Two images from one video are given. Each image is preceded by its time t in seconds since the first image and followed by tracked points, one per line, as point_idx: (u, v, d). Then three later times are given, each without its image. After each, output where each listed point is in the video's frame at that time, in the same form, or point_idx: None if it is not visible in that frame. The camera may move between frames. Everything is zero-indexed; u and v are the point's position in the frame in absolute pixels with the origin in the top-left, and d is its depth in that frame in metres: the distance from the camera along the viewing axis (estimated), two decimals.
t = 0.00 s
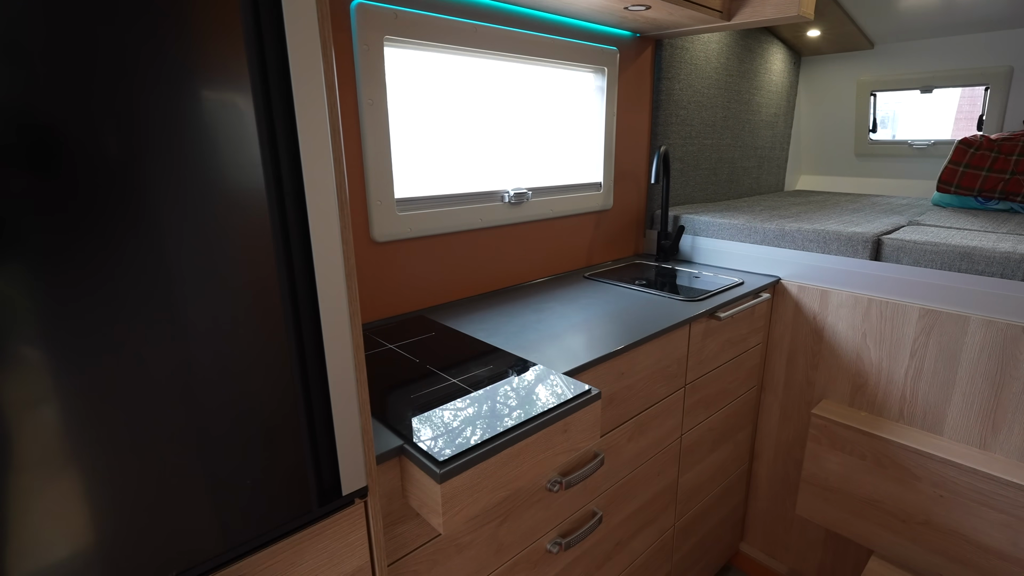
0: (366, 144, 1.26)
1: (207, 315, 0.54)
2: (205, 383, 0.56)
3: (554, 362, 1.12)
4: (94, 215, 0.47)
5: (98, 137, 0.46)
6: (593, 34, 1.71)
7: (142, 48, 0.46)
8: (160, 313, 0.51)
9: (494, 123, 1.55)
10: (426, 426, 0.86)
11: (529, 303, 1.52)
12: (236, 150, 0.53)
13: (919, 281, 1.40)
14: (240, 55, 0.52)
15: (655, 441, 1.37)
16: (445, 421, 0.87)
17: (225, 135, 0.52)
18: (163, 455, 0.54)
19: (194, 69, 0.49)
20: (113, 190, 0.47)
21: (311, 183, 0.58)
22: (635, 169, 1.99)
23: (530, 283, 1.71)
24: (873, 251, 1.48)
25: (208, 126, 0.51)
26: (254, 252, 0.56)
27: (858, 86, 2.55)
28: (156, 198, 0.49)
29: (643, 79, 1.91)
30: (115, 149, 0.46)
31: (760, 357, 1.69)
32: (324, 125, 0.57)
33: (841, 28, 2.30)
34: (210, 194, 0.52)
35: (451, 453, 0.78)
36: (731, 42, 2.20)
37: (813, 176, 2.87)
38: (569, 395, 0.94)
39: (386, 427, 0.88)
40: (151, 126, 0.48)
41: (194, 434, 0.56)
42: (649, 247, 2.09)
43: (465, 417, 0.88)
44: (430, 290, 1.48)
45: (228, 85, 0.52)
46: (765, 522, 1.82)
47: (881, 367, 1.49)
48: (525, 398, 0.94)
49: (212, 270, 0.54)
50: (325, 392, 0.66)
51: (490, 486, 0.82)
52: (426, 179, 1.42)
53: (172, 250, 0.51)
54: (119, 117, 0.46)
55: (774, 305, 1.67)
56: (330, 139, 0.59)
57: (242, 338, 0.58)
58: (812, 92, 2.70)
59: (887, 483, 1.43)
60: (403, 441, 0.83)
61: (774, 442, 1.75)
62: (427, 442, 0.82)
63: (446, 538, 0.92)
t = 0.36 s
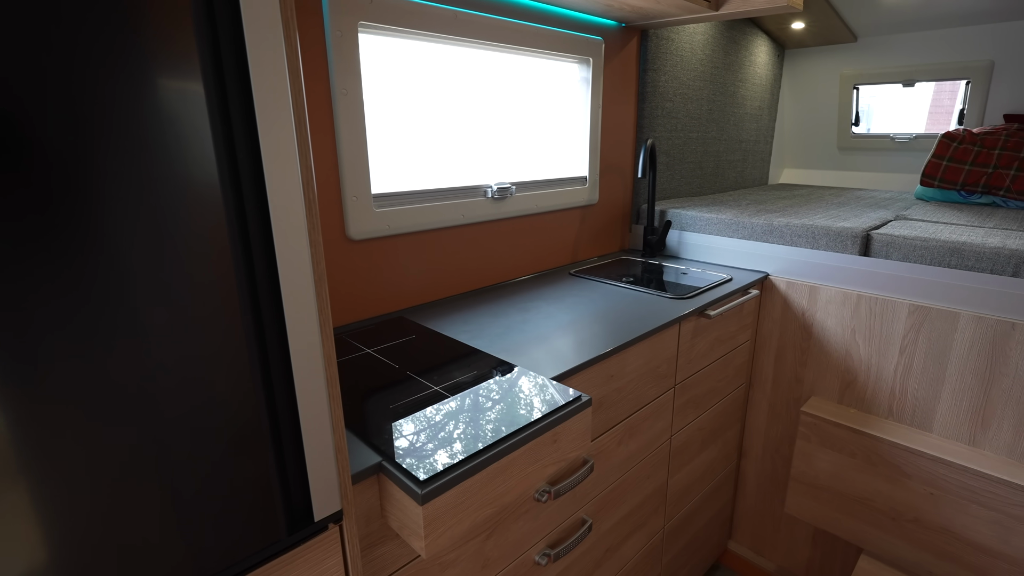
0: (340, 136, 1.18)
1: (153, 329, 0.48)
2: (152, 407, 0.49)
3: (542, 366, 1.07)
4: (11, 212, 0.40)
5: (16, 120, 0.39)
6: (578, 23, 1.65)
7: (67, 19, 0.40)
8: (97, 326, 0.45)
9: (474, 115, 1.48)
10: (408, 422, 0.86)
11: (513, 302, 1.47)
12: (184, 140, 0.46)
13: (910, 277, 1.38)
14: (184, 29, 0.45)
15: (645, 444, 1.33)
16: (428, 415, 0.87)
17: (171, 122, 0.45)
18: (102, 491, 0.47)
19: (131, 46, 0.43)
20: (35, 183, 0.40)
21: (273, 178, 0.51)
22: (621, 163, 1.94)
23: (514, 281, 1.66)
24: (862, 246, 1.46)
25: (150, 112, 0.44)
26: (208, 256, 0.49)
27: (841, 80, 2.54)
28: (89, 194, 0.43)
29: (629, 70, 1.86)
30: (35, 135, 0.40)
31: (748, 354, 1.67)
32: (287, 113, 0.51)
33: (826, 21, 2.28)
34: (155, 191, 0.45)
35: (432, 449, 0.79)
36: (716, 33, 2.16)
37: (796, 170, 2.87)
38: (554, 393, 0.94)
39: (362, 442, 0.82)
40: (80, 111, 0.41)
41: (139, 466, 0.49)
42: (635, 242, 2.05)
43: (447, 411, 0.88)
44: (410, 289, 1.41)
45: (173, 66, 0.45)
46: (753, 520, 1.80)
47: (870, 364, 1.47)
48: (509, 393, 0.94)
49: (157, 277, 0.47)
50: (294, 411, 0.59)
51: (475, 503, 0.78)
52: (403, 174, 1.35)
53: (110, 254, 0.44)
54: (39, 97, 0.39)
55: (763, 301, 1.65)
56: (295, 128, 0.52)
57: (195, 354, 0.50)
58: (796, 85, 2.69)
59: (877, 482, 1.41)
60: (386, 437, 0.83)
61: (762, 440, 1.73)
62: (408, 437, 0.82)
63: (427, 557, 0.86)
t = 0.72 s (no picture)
0: (314, 127, 1.12)
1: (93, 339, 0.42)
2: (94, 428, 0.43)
3: (530, 367, 1.02)
4: None
5: None
6: (565, 11, 1.60)
7: None
8: (20, 334, 0.39)
9: (458, 106, 1.43)
10: (394, 417, 0.85)
11: (499, 299, 1.42)
12: (125, 124, 0.41)
13: (901, 272, 1.36)
14: None
15: (635, 444, 1.30)
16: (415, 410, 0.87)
17: (110, 106, 0.40)
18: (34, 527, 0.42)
19: (57, 12, 0.37)
20: None
21: (230, 167, 0.46)
22: (609, 156, 1.90)
23: (500, 278, 1.61)
24: (853, 240, 1.44)
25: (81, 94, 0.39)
26: (156, 257, 0.44)
27: (828, 72, 2.53)
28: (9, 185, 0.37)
29: (617, 60, 1.82)
30: None
31: (738, 351, 1.65)
32: (246, 95, 0.45)
33: (813, 13, 2.25)
34: (90, 183, 0.40)
35: (419, 444, 0.78)
36: (705, 23, 2.13)
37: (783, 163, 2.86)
38: (540, 389, 0.93)
39: (338, 453, 0.77)
40: None
41: (79, 495, 0.43)
42: (623, 237, 2.02)
43: (434, 405, 0.87)
44: (392, 287, 1.35)
45: (110, 41, 0.39)
46: (742, 517, 1.79)
47: (860, 359, 1.46)
48: (496, 387, 0.94)
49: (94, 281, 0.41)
50: (260, 426, 0.54)
51: (459, 515, 0.74)
52: (383, 166, 1.29)
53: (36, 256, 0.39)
54: None
55: (753, 297, 1.63)
56: (255, 112, 0.46)
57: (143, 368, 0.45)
58: (783, 78, 2.67)
59: (867, 478, 1.41)
60: (369, 436, 0.81)
61: (751, 436, 1.72)
62: (395, 433, 0.81)
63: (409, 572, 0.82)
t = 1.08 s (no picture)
0: (294, 116, 1.08)
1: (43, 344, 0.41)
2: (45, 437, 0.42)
3: (520, 366, 1.00)
4: None
5: None
6: None
7: None
8: None
9: (446, 95, 1.39)
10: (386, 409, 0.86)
11: (489, 294, 1.40)
12: (71, 120, 0.39)
13: (894, 264, 1.36)
14: None
15: (627, 440, 1.29)
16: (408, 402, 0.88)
17: (51, 100, 0.38)
18: None
19: None
20: None
21: (190, 163, 0.45)
22: (600, 147, 1.87)
23: (490, 272, 1.58)
24: (846, 233, 1.43)
25: (18, 87, 0.37)
26: (108, 259, 0.43)
27: (820, 64, 2.53)
28: None
29: (609, 49, 1.79)
30: None
31: (730, 344, 1.64)
32: (207, 90, 0.44)
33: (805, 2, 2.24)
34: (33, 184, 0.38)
35: (412, 435, 0.79)
36: (698, 12, 2.10)
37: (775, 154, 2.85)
38: (536, 388, 0.91)
39: (320, 459, 0.75)
40: None
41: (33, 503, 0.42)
42: (615, 229, 1.99)
43: (426, 397, 0.88)
44: (379, 282, 1.32)
45: (51, 35, 0.37)
46: (734, 509, 1.80)
47: (852, 352, 1.46)
48: (488, 377, 0.95)
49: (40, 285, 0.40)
50: (227, 428, 0.53)
51: (446, 523, 0.73)
52: (368, 157, 1.26)
53: None
54: None
55: (745, 291, 1.62)
56: (217, 108, 0.45)
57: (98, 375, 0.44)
58: (775, 69, 2.67)
59: (858, 470, 1.41)
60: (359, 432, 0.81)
61: (744, 429, 1.72)
62: (387, 424, 0.82)
63: None
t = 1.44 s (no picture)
0: (282, 105, 1.05)
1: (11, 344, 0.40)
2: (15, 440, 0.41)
3: (515, 360, 0.99)
4: None
5: None
6: None
7: None
8: None
9: (439, 83, 1.36)
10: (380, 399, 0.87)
11: (483, 286, 1.38)
12: (37, 110, 0.38)
13: (889, 256, 1.35)
14: None
15: (623, 433, 1.28)
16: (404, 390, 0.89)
17: (13, 95, 0.37)
18: None
19: None
20: None
21: (165, 157, 0.43)
22: (596, 136, 1.85)
23: (485, 263, 1.56)
24: (843, 225, 1.42)
25: None
26: (79, 258, 0.42)
27: (818, 51, 2.50)
28: None
29: (605, 35, 1.75)
30: None
31: (726, 335, 1.64)
32: (183, 84, 0.43)
33: None
34: None
35: (407, 422, 0.80)
36: None
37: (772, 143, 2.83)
38: (531, 382, 0.91)
39: (311, 458, 0.74)
40: None
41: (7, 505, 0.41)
42: (611, 219, 1.98)
43: (421, 385, 0.89)
44: (371, 274, 1.30)
45: (13, 20, 0.36)
46: (729, 498, 1.81)
47: (848, 344, 1.46)
48: (483, 365, 0.96)
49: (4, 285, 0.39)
50: (209, 428, 0.53)
51: (438, 523, 0.72)
52: (359, 147, 1.23)
53: None
54: None
55: (741, 282, 1.61)
56: (193, 102, 0.44)
57: (70, 376, 0.43)
58: (773, 57, 2.64)
59: (851, 461, 1.42)
60: (354, 421, 0.81)
61: (739, 420, 1.72)
62: (383, 412, 0.83)
63: None
